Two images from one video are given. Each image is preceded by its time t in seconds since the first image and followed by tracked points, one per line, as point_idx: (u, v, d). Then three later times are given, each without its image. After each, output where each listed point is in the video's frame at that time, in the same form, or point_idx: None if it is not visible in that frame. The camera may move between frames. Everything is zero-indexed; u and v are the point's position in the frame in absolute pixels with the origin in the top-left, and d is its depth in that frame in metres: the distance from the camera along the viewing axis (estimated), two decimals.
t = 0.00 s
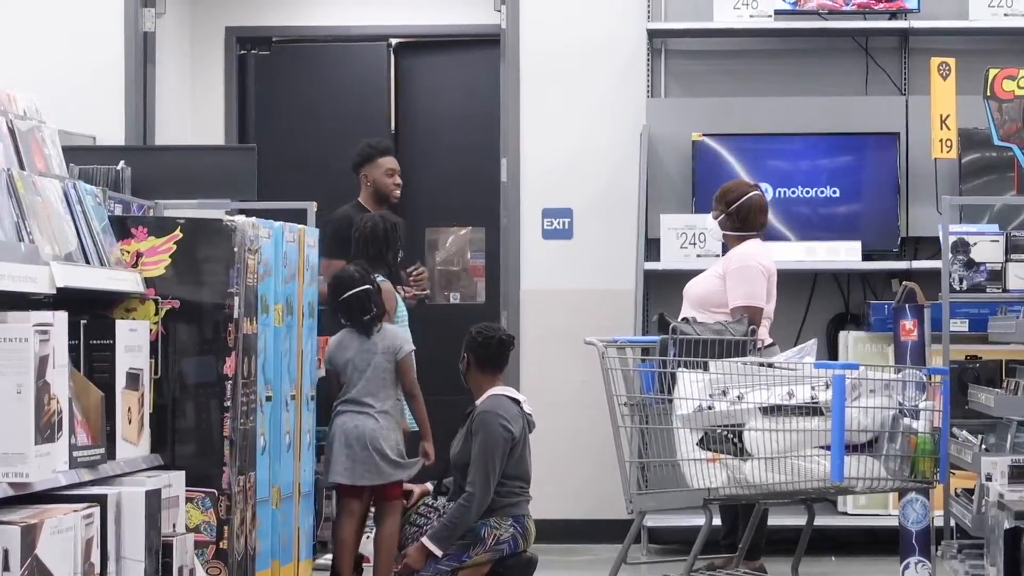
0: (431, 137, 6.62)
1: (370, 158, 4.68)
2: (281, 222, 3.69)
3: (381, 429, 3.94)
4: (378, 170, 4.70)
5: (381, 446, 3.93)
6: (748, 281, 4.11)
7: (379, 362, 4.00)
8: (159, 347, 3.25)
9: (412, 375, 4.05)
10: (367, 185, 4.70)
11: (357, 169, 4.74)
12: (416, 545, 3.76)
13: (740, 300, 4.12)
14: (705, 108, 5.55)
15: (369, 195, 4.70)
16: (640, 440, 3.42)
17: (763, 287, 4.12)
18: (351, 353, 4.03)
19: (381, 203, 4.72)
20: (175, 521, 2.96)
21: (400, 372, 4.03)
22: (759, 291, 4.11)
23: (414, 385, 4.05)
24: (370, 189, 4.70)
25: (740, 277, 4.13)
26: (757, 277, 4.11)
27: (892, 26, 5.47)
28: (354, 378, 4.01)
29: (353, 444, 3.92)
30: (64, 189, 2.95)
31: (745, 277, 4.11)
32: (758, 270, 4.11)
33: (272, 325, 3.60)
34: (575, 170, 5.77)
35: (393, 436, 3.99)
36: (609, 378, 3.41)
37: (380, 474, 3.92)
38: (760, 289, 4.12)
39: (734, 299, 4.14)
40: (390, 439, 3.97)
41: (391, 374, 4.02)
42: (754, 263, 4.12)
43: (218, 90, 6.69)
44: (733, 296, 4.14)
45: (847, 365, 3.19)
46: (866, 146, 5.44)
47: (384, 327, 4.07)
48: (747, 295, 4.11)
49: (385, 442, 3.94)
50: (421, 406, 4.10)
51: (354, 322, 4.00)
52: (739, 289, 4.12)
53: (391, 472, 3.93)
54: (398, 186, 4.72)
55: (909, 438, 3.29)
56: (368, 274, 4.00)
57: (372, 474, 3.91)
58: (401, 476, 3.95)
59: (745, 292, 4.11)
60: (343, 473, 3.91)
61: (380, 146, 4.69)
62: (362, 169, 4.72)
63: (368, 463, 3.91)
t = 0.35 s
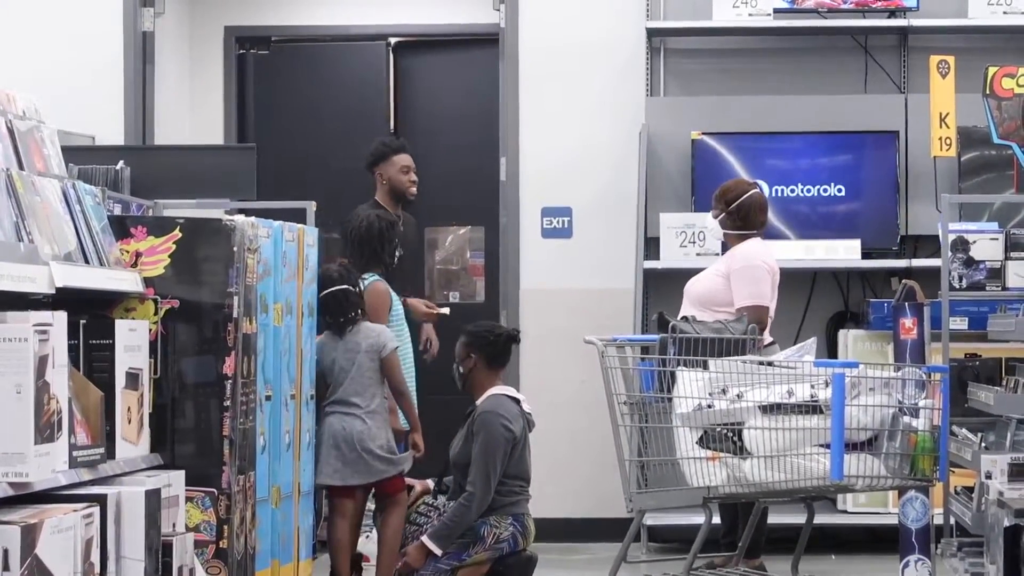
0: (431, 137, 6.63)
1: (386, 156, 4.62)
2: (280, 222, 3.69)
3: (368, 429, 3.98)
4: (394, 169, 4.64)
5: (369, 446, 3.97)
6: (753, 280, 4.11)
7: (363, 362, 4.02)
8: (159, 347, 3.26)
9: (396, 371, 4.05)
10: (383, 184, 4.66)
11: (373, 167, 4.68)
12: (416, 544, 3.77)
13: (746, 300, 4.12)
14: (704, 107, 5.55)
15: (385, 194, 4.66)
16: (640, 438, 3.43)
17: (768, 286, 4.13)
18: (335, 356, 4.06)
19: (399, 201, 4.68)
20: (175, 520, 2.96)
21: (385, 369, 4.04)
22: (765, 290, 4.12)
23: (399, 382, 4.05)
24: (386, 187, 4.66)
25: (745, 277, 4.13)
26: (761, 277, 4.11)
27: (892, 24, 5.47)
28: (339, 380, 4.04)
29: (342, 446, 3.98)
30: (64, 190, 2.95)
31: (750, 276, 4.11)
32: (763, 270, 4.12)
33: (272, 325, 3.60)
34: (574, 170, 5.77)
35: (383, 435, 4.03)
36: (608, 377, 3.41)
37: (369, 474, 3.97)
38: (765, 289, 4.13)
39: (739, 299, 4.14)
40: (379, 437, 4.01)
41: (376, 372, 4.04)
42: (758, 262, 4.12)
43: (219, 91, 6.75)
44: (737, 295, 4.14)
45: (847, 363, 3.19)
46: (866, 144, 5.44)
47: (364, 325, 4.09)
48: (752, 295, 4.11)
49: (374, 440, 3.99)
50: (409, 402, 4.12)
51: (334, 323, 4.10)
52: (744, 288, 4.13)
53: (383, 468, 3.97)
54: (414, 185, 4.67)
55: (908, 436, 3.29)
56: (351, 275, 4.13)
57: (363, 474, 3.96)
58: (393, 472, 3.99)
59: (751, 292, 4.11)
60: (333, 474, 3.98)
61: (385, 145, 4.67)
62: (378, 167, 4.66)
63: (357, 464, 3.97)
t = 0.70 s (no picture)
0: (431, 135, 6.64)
1: (392, 152, 4.62)
2: (280, 220, 3.69)
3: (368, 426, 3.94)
4: (401, 165, 4.65)
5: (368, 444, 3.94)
6: (758, 278, 4.11)
7: (361, 360, 3.98)
8: (159, 345, 3.26)
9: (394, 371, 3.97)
10: (392, 181, 4.65)
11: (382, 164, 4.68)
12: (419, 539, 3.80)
13: (751, 298, 4.11)
14: (704, 106, 5.55)
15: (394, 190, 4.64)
16: (640, 437, 3.44)
17: (773, 285, 4.13)
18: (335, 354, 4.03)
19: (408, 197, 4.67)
20: (175, 518, 2.95)
21: (382, 368, 3.96)
22: (770, 289, 4.12)
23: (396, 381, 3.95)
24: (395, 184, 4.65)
25: (749, 276, 4.13)
26: (766, 275, 4.11)
27: (892, 22, 5.47)
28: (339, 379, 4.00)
29: (341, 443, 3.95)
30: (64, 187, 2.95)
31: (754, 275, 4.11)
32: (767, 268, 4.12)
33: (272, 323, 3.60)
34: (574, 168, 5.77)
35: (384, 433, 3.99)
36: (608, 376, 3.42)
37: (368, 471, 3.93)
38: (771, 288, 4.13)
39: (744, 298, 4.13)
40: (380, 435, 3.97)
41: (374, 370, 3.98)
42: (763, 261, 4.12)
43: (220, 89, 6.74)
44: (742, 294, 4.14)
45: (847, 361, 3.20)
46: (866, 143, 5.44)
47: (367, 324, 4.03)
48: (758, 294, 4.11)
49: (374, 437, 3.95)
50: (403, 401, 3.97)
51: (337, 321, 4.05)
52: (748, 287, 4.12)
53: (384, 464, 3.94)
54: (422, 180, 4.67)
55: (909, 435, 3.29)
56: (365, 273, 4.04)
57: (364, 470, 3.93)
58: (394, 469, 3.96)
59: (756, 291, 4.11)
60: (333, 472, 3.95)
61: (385, 143, 4.67)
62: (386, 164, 4.66)
63: (357, 462, 3.93)
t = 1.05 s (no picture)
0: (430, 136, 6.65)
1: (397, 152, 4.58)
2: (280, 221, 3.69)
3: (401, 426, 3.90)
4: (405, 164, 4.61)
5: (403, 444, 3.90)
6: (762, 282, 4.12)
7: (394, 361, 3.94)
8: (159, 345, 3.25)
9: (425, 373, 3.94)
10: (396, 180, 4.61)
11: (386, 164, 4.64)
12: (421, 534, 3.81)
13: (753, 302, 4.12)
14: (705, 106, 5.55)
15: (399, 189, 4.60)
16: (640, 437, 3.43)
17: (777, 288, 4.14)
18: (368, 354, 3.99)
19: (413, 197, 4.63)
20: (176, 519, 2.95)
21: (413, 368, 3.92)
22: (774, 293, 4.13)
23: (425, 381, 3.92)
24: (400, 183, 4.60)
25: (753, 279, 4.14)
26: (770, 278, 4.12)
27: (892, 23, 5.48)
28: (371, 380, 3.96)
29: (376, 444, 3.89)
30: (65, 188, 2.95)
31: (758, 278, 4.12)
32: (771, 271, 4.12)
33: (273, 323, 3.60)
34: (575, 168, 5.77)
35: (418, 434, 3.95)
36: (609, 376, 3.41)
37: (403, 470, 3.89)
38: (775, 291, 4.14)
39: (748, 302, 4.14)
40: (413, 435, 3.93)
41: (406, 370, 3.94)
42: (767, 264, 4.13)
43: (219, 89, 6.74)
44: (746, 297, 4.15)
45: (847, 361, 3.21)
46: (866, 143, 5.44)
47: (401, 325, 3.99)
48: (762, 298, 4.12)
49: (408, 438, 3.91)
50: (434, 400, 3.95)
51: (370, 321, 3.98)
52: (752, 290, 4.13)
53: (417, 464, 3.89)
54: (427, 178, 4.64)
55: (909, 435, 3.29)
56: (403, 275, 4.00)
57: (397, 470, 3.89)
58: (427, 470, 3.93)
59: (759, 295, 4.12)
60: (366, 473, 3.89)
61: (385, 143, 4.67)
62: (389, 164, 4.63)
63: (392, 461, 3.89)
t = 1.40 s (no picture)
0: (429, 136, 6.66)
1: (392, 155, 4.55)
2: (280, 221, 3.69)
3: (427, 426, 3.70)
4: (401, 168, 4.57)
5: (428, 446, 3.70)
6: (762, 283, 4.12)
7: (419, 362, 3.74)
8: (159, 345, 3.25)
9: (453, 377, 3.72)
10: (392, 182, 4.60)
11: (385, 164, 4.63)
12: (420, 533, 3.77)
13: (755, 304, 4.13)
14: (704, 107, 5.55)
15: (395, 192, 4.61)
16: (640, 437, 3.43)
17: (777, 290, 4.14)
18: (392, 353, 3.78)
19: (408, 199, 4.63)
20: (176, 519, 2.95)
21: (440, 371, 3.71)
22: (775, 295, 4.13)
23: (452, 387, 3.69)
24: (395, 185, 4.60)
25: (754, 280, 4.13)
26: (771, 280, 4.12)
27: (892, 23, 5.48)
28: (393, 378, 3.75)
29: (400, 444, 3.68)
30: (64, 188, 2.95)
31: (760, 280, 4.12)
32: (771, 273, 4.12)
33: (272, 323, 3.60)
34: (575, 168, 5.77)
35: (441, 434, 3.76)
36: (609, 377, 3.41)
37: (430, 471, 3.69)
38: (775, 293, 4.14)
39: (749, 304, 4.14)
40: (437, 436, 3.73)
41: (431, 372, 3.73)
42: (767, 266, 4.13)
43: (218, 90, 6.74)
44: (747, 299, 4.15)
45: (847, 362, 3.21)
46: (866, 144, 5.44)
47: (429, 327, 3.78)
48: (763, 300, 4.12)
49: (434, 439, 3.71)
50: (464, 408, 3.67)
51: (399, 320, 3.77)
52: (754, 292, 4.13)
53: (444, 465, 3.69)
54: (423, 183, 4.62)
55: (909, 436, 3.30)
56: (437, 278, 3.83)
57: (423, 471, 3.68)
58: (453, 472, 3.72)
59: (761, 297, 4.12)
60: (391, 473, 3.68)
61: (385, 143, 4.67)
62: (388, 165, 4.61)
63: (417, 462, 3.68)
